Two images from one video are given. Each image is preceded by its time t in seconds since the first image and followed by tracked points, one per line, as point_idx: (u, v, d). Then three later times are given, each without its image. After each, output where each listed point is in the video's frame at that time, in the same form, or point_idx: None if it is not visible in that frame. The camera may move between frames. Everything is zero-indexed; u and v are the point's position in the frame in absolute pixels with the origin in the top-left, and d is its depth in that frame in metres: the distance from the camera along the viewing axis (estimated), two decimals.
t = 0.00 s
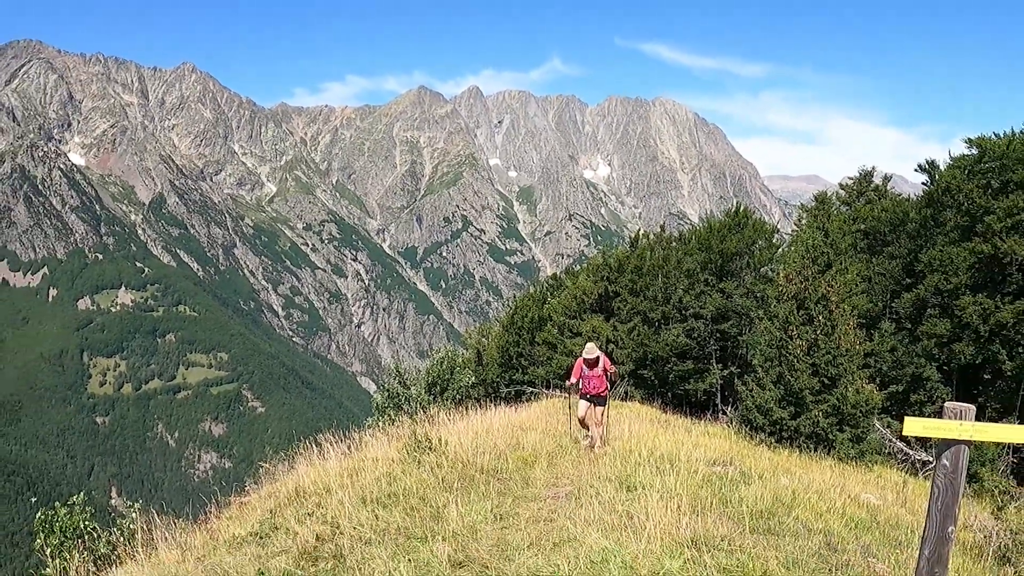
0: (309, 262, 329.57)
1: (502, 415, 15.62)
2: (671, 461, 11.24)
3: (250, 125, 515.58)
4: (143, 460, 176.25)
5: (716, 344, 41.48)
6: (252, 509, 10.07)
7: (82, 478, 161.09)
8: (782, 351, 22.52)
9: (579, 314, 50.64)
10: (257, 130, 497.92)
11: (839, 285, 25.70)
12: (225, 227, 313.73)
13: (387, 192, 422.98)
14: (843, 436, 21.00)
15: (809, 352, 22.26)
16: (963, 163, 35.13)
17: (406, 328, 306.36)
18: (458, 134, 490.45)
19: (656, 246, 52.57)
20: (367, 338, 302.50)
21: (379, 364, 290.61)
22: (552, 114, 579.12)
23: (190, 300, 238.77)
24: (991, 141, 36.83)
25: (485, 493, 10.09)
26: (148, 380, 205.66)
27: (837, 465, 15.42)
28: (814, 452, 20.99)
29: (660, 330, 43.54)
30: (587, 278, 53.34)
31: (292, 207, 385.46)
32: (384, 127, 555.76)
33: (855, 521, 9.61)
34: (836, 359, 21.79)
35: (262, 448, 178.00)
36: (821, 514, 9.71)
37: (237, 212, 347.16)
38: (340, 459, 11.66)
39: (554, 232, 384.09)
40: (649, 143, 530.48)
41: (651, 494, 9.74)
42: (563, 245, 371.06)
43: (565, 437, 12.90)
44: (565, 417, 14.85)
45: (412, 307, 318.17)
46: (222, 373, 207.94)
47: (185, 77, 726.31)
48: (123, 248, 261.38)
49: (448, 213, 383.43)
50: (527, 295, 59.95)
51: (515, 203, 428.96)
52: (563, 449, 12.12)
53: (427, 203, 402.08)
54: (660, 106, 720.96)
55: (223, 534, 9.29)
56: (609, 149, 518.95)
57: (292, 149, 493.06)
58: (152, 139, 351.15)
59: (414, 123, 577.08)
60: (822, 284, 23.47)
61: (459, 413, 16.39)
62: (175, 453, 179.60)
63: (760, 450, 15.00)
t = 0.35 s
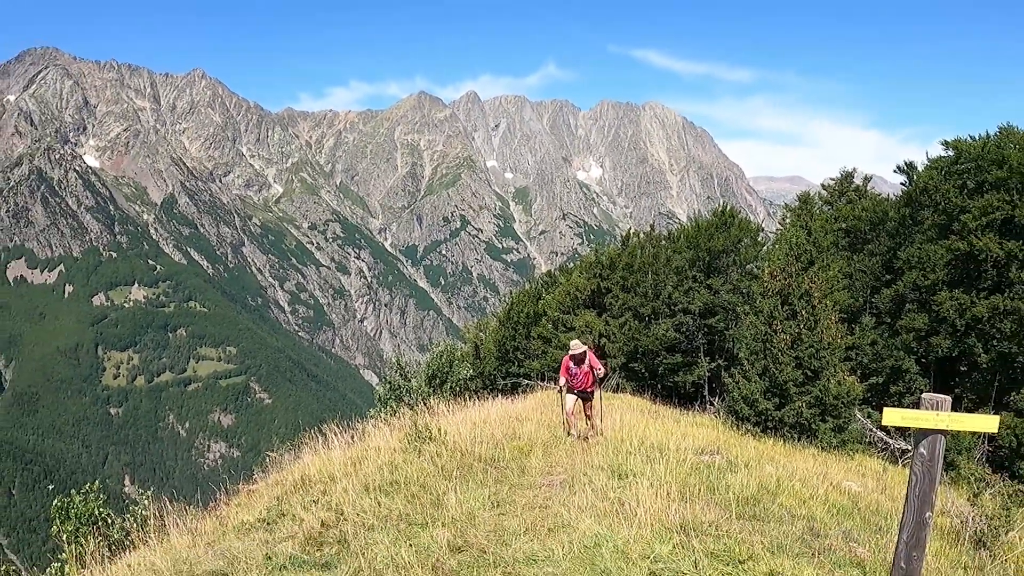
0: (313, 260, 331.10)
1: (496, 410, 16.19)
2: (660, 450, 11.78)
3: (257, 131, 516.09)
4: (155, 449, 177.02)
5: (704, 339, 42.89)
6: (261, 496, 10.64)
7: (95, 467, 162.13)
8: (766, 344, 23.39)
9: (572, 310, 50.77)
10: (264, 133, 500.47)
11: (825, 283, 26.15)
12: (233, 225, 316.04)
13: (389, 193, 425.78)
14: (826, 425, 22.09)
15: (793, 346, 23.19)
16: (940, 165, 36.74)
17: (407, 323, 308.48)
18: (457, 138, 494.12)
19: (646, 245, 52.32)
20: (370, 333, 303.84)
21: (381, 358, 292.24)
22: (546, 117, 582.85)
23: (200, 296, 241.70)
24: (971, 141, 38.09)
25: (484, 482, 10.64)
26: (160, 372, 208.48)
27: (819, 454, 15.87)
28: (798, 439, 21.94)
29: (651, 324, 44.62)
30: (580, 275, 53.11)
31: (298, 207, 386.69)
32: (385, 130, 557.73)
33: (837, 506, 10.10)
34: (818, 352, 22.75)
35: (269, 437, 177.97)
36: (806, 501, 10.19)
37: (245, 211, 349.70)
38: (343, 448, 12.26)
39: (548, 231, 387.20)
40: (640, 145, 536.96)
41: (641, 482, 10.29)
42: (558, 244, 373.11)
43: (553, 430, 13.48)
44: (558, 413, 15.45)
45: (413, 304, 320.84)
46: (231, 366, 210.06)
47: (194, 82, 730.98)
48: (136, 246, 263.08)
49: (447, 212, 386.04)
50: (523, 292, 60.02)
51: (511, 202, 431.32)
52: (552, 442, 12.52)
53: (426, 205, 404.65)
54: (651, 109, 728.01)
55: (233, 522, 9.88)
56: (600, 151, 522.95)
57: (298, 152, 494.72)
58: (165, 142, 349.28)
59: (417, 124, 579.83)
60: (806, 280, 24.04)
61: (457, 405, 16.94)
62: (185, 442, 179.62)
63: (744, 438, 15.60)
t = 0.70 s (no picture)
0: (318, 258, 333.38)
1: (495, 399, 16.82)
2: (650, 441, 12.37)
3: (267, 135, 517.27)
4: (167, 440, 183.66)
5: (691, 334, 44.62)
6: (266, 487, 11.21)
7: (110, 457, 168.58)
8: (751, 340, 23.91)
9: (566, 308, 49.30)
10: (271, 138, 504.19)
11: (806, 283, 26.47)
12: (242, 226, 317.77)
13: (390, 194, 429.13)
14: (807, 417, 22.63)
15: (776, 340, 23.69)
16: (917, 168, 37.42)
17: (408, 319, 310.86)
18: (455, 143, 498.57)
19: (637, 245, 53.00)
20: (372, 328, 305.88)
21: (383, 353, 294.16)
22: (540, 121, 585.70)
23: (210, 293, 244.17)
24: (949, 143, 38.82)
25: (482, 471, 11.15)
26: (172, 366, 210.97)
27: (801, 445, 16.15)
28: (780, 431, 22.59)
29: (640, 321, 44.89)
30: (574, 274, 52.34)
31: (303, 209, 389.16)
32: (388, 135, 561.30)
33: (822, 497, 10.54)
34: (800, 348, 23.33)
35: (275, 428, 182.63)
36: (790, 490, 10.67)
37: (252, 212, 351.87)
38: (346, 439, 12.87)
39: (543, 232, 389.62)
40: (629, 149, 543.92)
41: (633, 471, 10.80)
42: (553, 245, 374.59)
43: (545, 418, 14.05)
44: (554, 403, 15.99)
45: (413, 301, 323.82)
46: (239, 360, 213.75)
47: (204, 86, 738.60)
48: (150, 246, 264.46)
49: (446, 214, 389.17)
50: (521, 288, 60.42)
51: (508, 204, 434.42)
52: (545, 432, 12.97)
53: (427, 206, 406.02)
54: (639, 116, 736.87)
55: (242, 509, 10.55)
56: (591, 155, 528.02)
57: (304, 156, 497.60)
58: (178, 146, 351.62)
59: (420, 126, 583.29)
60: (788, 279, 24.16)
61: (455, 397, 17.36)
62: (196, 433, 186.01)
63: (731, 429, 16.00)
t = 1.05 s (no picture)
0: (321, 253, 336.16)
1: (496, 387, 17.65)
2: (637, 427, 13.10)
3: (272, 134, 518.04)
4: (177, 424, 186.95)
5: (676, 326, 44.87)
6: (270, 472, 12.05)
7: (122, 441, 171.28)
8: (733, 331, 24.95)
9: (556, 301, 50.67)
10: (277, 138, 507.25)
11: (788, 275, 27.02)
12: (249, 222, 319.09)
13: (390, 192, 432.55)
14: (787, 404, 23.63)
15: (759, 331, 24.72)
16: (892, 167, 39.16)
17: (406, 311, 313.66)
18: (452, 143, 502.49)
19: (625, 241, 53.19)
20: (373, 319, 308.13)
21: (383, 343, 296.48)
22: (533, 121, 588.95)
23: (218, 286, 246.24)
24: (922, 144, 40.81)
25: (476, 455, 11.93)
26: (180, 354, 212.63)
27: (783, 432, 16.76)
28: (761, 417, 23.64)
29: (628, 312, 45.61)
30: (565, 267, 53.20)
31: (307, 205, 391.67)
32: (388, 135, 564.49)
33: (798, 479, 11.23)
34: (781, 338, 24.30)
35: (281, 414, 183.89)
36: (769, 474, 11.34)
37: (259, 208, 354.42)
38: (348, 425, 13.74)
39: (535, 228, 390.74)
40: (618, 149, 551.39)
41: (620, 456, 11.52)
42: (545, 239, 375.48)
43: (538, 409, 14.82)
44: (547, 392, 16.79)
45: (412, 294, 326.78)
46: (245, 349, 214.38)
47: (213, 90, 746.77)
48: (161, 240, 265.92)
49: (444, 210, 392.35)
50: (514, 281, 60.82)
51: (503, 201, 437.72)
52: (533, 423, 13.60)
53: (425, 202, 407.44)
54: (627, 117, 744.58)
55: (248, 491, 11.40)
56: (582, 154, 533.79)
57: (307, 155, 500.86)
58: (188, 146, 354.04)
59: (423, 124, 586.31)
60: (769, 273, 25.02)
61: (452, 385, 18.06)
62: (204, 419, 189.40)
63: (717, 417, 16.58)
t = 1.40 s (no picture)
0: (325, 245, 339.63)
1: (494, 372, 18.39)
2: (625, 413, 13.87)
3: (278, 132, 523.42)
4: (186, 408, 193.47)
5: (663, 317, 44.93)
6: (274, 454, 12.97)
7: (134, 424, 178.71)
8: (717, 322, 25.65)
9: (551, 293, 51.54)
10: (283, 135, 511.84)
11: (768, 272, 28.24)
12: (257, 216, 320.91)
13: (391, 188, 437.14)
14: (767, 392, 24.32)
15: (740, 323, 25.34)
16: (867, 168, 41.20)
17: (406, 301, 317.49)
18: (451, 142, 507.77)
19: (615, 235, 53.62)
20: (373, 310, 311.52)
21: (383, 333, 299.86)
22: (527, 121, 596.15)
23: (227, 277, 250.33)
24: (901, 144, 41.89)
25: (471, 439, 12.78)
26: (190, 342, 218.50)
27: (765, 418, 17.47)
28: (743, 405, 24.37)
29: (617, 304, 45.95)
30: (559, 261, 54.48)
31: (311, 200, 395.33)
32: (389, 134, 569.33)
33: (775, 463, 12.03)
34: (762, 329, 24.94)
35: (286, 400, 191.66)
36: (748, 458, 12.12)
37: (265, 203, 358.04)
38: (349, 410, 14.67)
39: (528, 223, 395.16)
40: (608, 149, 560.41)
41: (608, 440, 12.29)
42: (539, 233, 381.48)
43: (533, 396, 15.54)
44: (540, 378, 17.53)
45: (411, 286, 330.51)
46: (251, 337, 222.06)
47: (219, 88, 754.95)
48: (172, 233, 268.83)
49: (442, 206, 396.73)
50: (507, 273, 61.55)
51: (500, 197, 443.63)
52: (524, 412, 14.22)
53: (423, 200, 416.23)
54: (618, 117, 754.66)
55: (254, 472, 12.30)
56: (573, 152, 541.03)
57: (312, 152, 505.68)
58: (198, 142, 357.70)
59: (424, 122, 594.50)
60: (749, 267, 25.87)
61: (450, 371, 18.90)
62: (212, 403, 195.58)
63: (702, 403, 17.27)
